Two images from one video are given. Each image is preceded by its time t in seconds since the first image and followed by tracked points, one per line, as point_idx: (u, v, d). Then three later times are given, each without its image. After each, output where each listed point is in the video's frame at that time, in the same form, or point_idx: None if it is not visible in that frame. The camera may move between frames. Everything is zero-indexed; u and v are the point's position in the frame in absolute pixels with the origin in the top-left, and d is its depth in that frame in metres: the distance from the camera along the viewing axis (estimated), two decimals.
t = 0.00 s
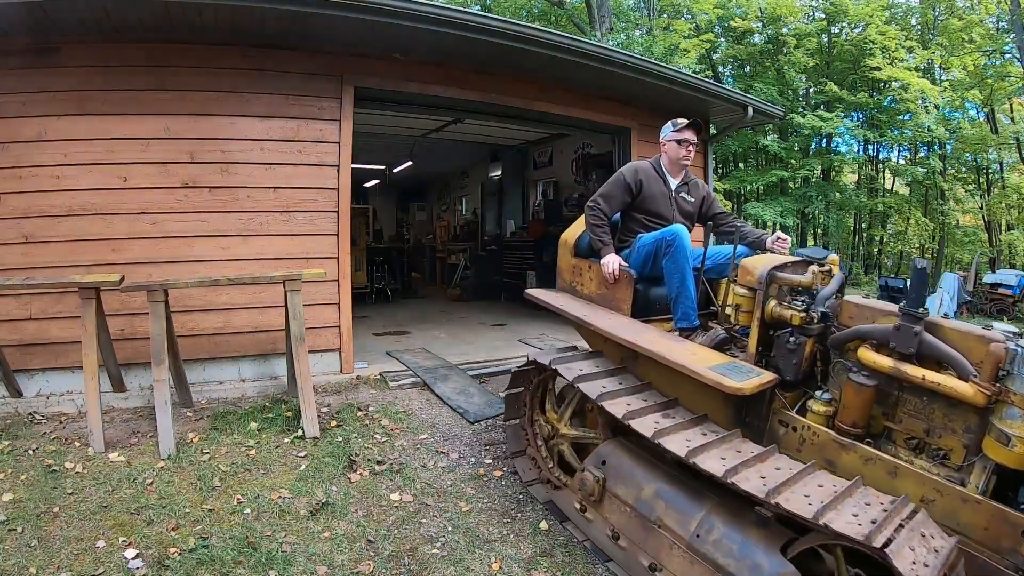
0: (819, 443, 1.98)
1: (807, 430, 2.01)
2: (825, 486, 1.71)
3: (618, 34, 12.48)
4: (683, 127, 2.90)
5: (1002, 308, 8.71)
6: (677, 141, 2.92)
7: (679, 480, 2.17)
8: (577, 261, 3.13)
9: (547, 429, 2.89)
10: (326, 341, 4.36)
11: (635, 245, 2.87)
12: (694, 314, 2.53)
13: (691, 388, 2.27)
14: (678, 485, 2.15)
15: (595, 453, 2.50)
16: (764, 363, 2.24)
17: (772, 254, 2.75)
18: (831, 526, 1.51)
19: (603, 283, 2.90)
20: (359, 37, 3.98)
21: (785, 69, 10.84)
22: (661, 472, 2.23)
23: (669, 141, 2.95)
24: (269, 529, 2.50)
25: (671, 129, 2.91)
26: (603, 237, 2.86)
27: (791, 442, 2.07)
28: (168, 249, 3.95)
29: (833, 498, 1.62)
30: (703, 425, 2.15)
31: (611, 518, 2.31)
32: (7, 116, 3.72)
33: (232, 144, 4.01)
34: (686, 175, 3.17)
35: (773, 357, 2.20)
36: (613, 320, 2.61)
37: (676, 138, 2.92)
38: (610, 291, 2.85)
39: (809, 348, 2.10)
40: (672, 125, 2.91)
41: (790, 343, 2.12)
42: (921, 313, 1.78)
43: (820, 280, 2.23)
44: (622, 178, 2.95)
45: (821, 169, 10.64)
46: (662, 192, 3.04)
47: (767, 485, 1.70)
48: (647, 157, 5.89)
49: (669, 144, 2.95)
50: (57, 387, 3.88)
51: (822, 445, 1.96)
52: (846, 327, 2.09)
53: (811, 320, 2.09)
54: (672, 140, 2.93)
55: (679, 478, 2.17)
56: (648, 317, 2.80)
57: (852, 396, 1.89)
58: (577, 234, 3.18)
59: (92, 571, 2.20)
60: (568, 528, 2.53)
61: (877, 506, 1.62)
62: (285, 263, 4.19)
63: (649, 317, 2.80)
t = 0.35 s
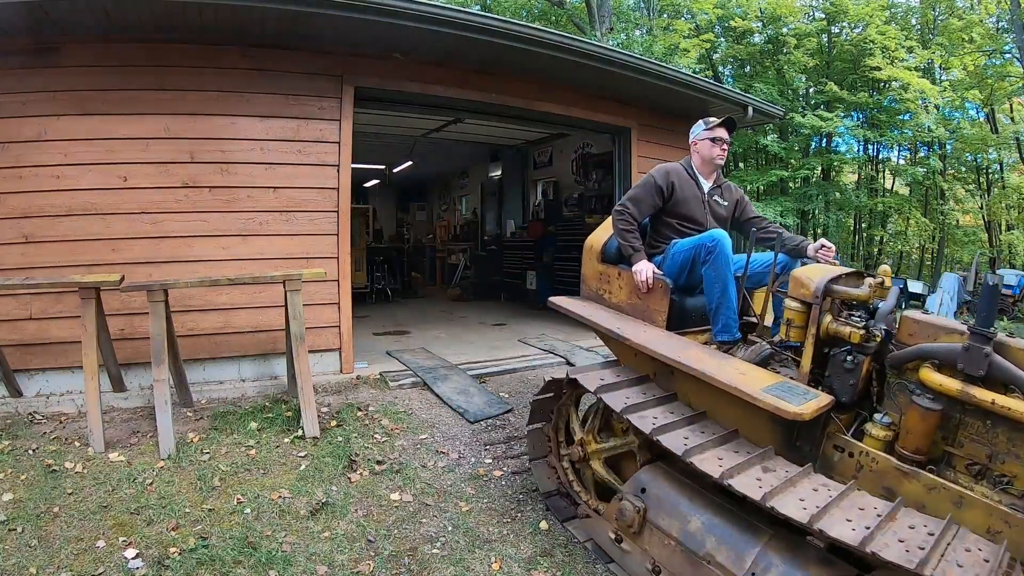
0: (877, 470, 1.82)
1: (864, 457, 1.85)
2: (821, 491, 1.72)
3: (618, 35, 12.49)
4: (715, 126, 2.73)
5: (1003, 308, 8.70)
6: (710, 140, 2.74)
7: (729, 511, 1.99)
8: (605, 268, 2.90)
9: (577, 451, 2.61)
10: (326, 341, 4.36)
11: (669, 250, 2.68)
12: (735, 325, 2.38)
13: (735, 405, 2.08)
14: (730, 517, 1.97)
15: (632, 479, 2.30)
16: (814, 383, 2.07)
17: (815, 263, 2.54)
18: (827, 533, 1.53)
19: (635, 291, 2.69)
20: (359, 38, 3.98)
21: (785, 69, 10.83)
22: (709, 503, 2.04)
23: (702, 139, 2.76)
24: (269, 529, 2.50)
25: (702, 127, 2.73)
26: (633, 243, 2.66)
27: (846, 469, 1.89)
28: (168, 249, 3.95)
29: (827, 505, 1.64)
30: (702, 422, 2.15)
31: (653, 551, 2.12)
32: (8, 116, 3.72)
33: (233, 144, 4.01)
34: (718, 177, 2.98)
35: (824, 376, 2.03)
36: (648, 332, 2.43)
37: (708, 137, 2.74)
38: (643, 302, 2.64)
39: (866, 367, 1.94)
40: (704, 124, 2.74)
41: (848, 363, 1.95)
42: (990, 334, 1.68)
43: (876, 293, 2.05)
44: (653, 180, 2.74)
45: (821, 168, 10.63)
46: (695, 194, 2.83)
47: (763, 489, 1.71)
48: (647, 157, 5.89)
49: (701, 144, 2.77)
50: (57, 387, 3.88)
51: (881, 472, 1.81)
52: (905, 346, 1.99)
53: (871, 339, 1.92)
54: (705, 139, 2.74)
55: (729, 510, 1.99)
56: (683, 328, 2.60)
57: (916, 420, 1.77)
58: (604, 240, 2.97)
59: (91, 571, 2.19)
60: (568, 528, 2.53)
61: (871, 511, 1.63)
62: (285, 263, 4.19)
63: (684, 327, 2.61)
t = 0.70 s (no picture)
0: (944, 500, 1.56)
1: (928, 485, 1.60)
2: (827, 489, 1.64)
3: (618, 34, 12.51)
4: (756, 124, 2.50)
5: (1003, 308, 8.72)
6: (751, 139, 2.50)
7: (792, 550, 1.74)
8: (639, 276, 2.64)
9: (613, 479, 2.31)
10: (326, 341, 4.36)
11: (710, 259, 2.45)
12: (786, 342, 2.15)
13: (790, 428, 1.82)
14: (795, 558, 1.71)
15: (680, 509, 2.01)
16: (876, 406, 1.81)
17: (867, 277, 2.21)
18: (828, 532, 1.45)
19: (673, 301, 2.42)
20: (359, 37, 3.98)
21: (786, 69, 10.85)
22: (768, 538, 1.79)
23: (741, 139, 2.53)
24: (269, 529, 2.50)
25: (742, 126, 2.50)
26: (672, 250, 2.40)
27: (910, 498, 1.64)
28: (168, 249, 3.95)
29: (834, 502, 1.56)
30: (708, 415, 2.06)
31: None
32: (7, 116, 3.72)
33: (232, 144, 4.01)
34: (758, 180, 2.73)
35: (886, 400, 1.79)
36: (688, 347, 2.17)
37: (749, 136, 2.50)
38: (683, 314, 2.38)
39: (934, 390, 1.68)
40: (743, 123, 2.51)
41: (912, 386, 1.70)
42: None
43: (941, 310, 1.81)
44: (694, 181, 2.48)
45: (821, 168, 10.66)
46: (738, 197, 2.57)
47: (769, 483, 1.64)
48: (647, 157, 5.90)
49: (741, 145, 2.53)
50: (57, 387, 3.88)
51: (952, 503, 1.55)
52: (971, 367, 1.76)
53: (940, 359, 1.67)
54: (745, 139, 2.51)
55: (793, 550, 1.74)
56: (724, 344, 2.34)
57: (988, 447, 1.52)
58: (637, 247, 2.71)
59: (91, 571, 2.20)
60: (568, 528, 2.53)
61: (876, 513, 1.53)
62: (285, 263, 4.19)
63: (725, 341, 2.35)
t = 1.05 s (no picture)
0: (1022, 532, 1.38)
1: (1004, 516, 1.41)
2: (834, 494, 1.57)
3: (618, 34, 12.54)
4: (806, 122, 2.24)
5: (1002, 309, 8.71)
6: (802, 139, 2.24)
7: None
8: (678, 285, 2.31)
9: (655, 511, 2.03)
10: (326, 341, 4.36)
11: (760, 270, 2.15)
12: (851, 367, 1.86)
13: (854, 458, 1.57)
14: None
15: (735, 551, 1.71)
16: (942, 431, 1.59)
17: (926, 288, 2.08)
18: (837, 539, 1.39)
19: (718, 312, 2.09)
20: (358, 37, 3.97)
21: (786, 69, 10.86)
22: None
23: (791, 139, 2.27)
24: (269, 529, 2.50)
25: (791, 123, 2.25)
26: (718, 259, 2.11)
27: (980, 530, 1.45)
28: (168, 249, 3.95)
29: (842, 509, 1.49)
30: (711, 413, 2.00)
31: None
32: (7, 116, 3.72)
33: (232, 144, 4.01)
34: (807, 184, 2.45)
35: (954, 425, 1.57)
36: (732, 362, 1.93)
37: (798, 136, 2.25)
38: (726, 327, 2.07)
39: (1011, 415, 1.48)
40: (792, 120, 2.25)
41: (985, 411, 1.50)
42: None
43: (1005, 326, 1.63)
44: (742, 183, 2.19)
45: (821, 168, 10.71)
46: (789, 202, 2.28)
47: (777, 487, 1.56)
48: (647, 157, 5.89)
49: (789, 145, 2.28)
50: (58, 387, 3.88)
51: None
52: None
53: None
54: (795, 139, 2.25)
55: None
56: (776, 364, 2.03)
57: None
58: (673, 252, 2.40)
59: (92, 571, 2.20)
60: (568, 530, 2.52)
61: (883, 520, 1.47)
62: (285, 263, 4.19)
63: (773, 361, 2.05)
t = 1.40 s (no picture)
0: None
1: None
2: (821, 486, 1.54)
3: (619, 34, 12.56)
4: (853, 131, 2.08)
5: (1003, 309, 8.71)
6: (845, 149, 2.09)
7: None
8: (712, 300, 2.16)
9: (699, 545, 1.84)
10: (326, 341, 4.36)
11: (802, 285, 2.03)
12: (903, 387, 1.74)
13: (905, 484, 1.43)
14: None
15: None
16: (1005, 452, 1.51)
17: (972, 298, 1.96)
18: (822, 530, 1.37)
19: (758, 329, 1.97)
20: (358, 37, 3.97)
21: (786, 69, 10.88)
22: None
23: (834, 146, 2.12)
24: (269, 529, 2.50)
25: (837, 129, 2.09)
26: (757, 271, 1.97)
27: None
28: (167, 249, 3.95)
29: (829, 501, 1.47)
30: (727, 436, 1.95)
31: None
32: (8, 116, 3.72)
33: (232, 144, 4.01)
34: (846, 193, 2.30)
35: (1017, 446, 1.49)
36: (776, 384, 1.79)
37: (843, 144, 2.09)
38: (768, 346, 1.94)
39: None
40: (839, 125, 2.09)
41: None
42: None
43: None
44: (782, 192, 2.03)
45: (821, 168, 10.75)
46: (832, 212, 2.15)
47: (767, 476, 1.54)
48: (647, 157, 5.89)
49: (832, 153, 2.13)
50: (58, 387, 3.88)
51: None
52: None
53: None
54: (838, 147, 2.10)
55: None
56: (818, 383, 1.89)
57: None
58: (707, 265, 2.27)
59: (92, 571, 2.20)
60: (568, 530, 2.52)
61: (918, 541, 1.36)
62: (285, 263, 4.19)
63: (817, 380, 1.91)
